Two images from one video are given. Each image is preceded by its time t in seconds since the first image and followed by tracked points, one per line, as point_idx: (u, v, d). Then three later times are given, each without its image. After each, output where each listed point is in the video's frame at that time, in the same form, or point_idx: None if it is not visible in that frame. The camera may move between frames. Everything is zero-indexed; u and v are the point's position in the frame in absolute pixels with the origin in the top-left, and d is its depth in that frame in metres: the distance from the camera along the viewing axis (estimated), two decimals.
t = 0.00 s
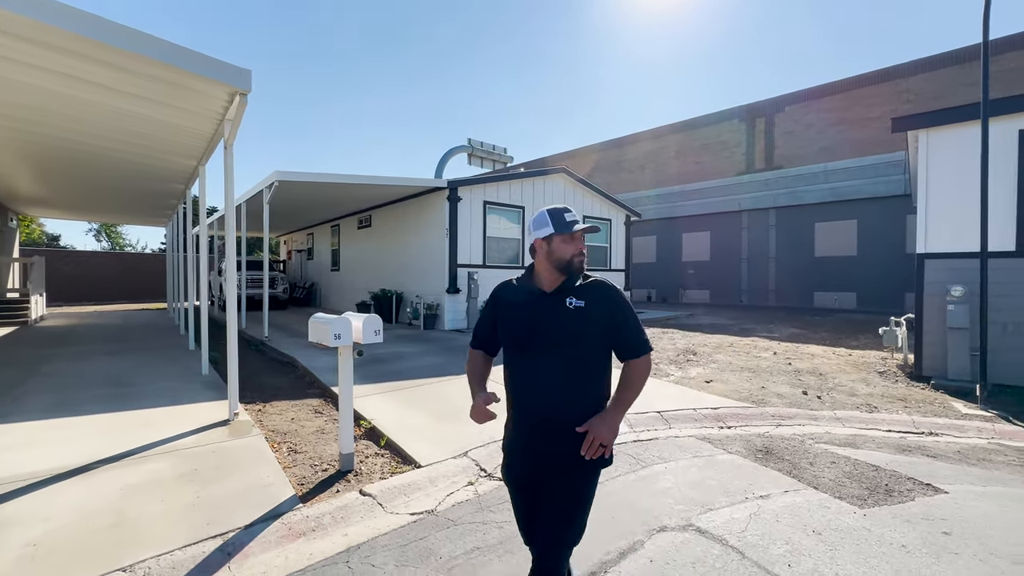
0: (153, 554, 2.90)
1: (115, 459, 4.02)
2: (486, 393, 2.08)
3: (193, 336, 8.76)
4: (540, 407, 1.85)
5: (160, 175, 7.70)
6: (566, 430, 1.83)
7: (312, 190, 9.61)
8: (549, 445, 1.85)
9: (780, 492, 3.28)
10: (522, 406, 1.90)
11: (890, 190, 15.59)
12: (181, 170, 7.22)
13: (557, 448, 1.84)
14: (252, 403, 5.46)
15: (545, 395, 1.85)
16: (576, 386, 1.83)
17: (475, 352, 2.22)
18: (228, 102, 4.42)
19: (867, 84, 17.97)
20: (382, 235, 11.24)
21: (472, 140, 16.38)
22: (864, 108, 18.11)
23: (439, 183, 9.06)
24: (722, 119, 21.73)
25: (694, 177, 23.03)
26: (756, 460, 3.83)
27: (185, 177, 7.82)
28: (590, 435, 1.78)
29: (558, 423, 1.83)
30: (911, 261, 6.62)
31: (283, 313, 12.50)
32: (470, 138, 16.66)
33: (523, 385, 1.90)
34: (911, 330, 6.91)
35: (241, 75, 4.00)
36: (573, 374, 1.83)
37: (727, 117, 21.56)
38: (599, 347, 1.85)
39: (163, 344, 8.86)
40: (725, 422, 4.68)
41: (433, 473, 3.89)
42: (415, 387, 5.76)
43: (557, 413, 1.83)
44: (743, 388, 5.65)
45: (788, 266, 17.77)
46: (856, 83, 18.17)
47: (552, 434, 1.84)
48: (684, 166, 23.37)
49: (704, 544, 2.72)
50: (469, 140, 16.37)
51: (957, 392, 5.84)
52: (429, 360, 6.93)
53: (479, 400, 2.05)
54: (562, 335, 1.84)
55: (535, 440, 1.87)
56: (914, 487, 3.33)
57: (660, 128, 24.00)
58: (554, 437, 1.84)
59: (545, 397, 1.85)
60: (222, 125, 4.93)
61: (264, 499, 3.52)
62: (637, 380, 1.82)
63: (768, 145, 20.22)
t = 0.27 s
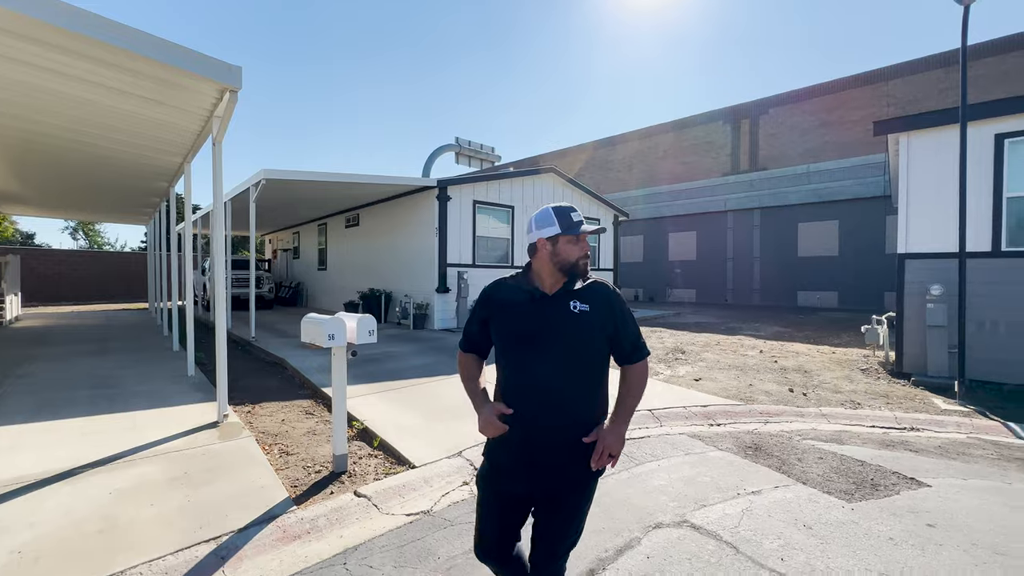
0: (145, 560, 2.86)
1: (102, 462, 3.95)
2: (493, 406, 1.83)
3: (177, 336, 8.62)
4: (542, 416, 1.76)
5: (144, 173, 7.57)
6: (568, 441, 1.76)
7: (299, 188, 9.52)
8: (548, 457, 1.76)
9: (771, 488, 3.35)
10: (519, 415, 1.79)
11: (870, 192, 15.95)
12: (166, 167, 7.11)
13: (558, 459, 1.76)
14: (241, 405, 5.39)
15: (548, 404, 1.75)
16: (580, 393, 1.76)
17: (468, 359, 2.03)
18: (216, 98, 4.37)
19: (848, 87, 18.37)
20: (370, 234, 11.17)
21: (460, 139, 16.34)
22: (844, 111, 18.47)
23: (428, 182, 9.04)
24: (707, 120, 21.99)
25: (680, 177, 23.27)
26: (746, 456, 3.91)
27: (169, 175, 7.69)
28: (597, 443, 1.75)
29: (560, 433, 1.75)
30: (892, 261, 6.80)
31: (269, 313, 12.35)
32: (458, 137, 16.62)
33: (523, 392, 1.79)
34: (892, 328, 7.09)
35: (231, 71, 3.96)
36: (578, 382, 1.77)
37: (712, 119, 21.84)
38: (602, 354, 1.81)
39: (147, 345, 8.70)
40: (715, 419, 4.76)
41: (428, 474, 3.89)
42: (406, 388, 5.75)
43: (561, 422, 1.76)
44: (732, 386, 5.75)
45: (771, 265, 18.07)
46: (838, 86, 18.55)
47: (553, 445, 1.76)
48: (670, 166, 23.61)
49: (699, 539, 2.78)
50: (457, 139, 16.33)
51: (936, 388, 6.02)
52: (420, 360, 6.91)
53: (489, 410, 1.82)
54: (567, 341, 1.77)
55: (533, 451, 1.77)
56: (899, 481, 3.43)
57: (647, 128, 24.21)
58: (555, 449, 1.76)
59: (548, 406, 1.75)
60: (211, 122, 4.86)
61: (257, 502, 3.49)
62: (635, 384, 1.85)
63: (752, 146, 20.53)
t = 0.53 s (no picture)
0: (126, 569, 2.78)
1: (76, 470, 3.83)
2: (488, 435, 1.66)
3: (150, 338, 8.39)
4: (554, 417, 1.69)
5: (115, 170, 7.35)
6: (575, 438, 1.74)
7: (277, 186, 9.36)
8: (558, 458, 1.71)
9: (753, 482, 3.45)
10: (529, 420, 1.68)
11: (840, 194, 16.47)
12: (139, 164, 6.91)
13: (567, 459, 1.72)
14: (221, 408, 5.29)
15: (560, 403, 1.70)
16: (583, 389, 1.76)
17: (452, 367, 1.70)
18: (195, 94, 4.28)
19: (819, 92, 18.93)
20: (350, 234, 11.05)
21: (440, 138, 16.25)
22: (816, 115, 19.08)
23: (411, 181, 8.99)
24: (685, 122, 22.37)
25: (658, 178, 23.60)
26: (728, 451, 4.01)
27: (142, 172, 7.48)
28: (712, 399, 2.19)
29: (568, 432, 1.72)
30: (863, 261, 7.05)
31: (246, 314, 12.10)
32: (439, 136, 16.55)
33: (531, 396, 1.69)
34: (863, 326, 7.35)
35: (211, 67, 3.88)
36: (583, 378, 1.77)
37: (689, 121, 22.23)
38: (597, 350, 1.86)
39: (118, 347, 8.45)
40: (697, 416, 4.87)
41: (416, 475, 3.89)
42: (390, 388, 5.72)
43: (570, 421, 1.73)
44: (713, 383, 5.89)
45: (747, 265, 18.47)
46: (809, 91, 19.10)
47: (562, 446, 1.72)
48: (649, 167, 23.93)
49: (687, 533, 2.85)
50: (438, 138, 16.25)
51: (904, 382, 6.26)
52: (404, 360, 6.88)
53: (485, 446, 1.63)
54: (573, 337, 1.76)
55: (543, 456, 1.69)
56: (873, 472, 3.58)
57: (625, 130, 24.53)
58: (565, 449, 1.72)
59: (561, 405, 1.70)
60: (188, 118, 4.76)
61: (242, 507, 3.43)
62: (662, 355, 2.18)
63: (728, 148, 20.98)
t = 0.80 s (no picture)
0: None
1: (31, 483, 3.65)
2: (476, 475, 1.68)
3: (108, 342, 8.06)
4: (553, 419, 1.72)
5: (70, 165, 7.03)
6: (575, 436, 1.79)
7: (245, 184, 9.13)
8: (560, 457, 1.75)
9: (724, 475, 3.58)
10: (529, 425, 1.70)
11: (802, 197, 17.09)
12: (96, 160, 6.64)
13: (567, 457, 1.77)
14: (187, 414, 5.14)
15: (558, 406, 1.72)
16: (581, 387, 1.80)
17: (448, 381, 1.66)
18: (159, 88, 4.15)
19: (782, 98, 19.61)
20: (321, 233, 10.86)
21: (413, 137, 16.10)
22: (779, 120, 19.78)
23: (384, 181, 8.91)
24: (655, 125, 22.80)
25: (629, 179, 23.97)
26: (700, 446, 4.14)
27: (99, 169, 7.18)
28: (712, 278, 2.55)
29: (568, 430, 1.76)
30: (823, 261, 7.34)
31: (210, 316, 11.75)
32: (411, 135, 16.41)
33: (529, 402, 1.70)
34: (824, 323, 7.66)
35: (177, 60, 3.78)
36: (578, 377, 1.80)
37: (659, 124, 22.66)
38: (589, 347, 1.90)
39: (73, 352, 8.08)
40: (670, 412, 5.00)
41: (393, 477, 3.87)
42: (365, 391, 5.67)
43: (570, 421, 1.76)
44: (685, 380, 6.05)
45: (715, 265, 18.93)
46: (773, 97, 19.76)
47: (563, 444, 1.76)
48: (620, 168, 24.29)
49: (662, 526, 2.94)
50: (410, 137, 16.09)
51: (863, 376, 6.56)
52: (378, 362, 6.83)
53: (477, 493, 1.64)
54: (566, 339, 1.78)
55: (546, 457, 1.73)
56: (834, 462, 3.75)
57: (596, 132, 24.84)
58: (565, 448, 1.76)
59: (559, 407, 1.73)
60: (151, 113, 4.61)
61: (214, 515, 3.35)
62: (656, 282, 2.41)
63: (697, 151, 21.51)
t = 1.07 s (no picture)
0: None
1: None
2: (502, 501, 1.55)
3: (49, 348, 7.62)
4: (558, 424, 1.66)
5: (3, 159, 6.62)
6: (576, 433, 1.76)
7: (198, 182, 8.80)
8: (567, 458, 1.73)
9: (683, 467, 3.71)
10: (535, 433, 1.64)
11: (757, 199, 17.76)
12: (33, 154, 6.27)
13: (575, 455, 1.74)
14: (136, 424, 4.93)
15: (560, 407, 1.68)
16: (577, 382, 1.75)
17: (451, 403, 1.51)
18: (103, 79, 3.98)
19: (738, 105, 20.32)
20: (280, 233, 10.60)
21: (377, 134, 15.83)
22: (736, 126, 20.50)
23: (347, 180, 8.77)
24: (618, 128, 23.21)
25: (593, 181, 24.32)
26: (660, 441, 4.27)
27: (36, 163, 6.78)
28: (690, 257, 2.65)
29: (568, 428, 1.70)
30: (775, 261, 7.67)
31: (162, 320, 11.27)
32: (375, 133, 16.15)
33: (533, 409, 1.64)
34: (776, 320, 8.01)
35: (123, 51, 3.64)
36: (574, 374, 1.74)
37: (622, 127, 23.09)
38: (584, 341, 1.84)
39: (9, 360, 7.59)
40: (632, 409, 5.14)
41: (357, 482, 3.84)
42: (327, 394, 5.60)
43: (571, 420, 1.72)
44: (646, 377, 6.21)
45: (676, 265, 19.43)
46: (730, 103, 20.46)
47: (568, 444, 1.72)
48: (584, 170, 24.61)
49: (623, 520, 3.03)
50: (375, 134, 15.80)
51: (811, 370, 6.90)
52: (341, 364, 6.73)
53: (507, 521, 1.52)
54: (561, 335, 1.73)
55: (554, 464, 1.68)
56: (784, 452, 3.95)
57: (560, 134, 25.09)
58: (572, 448, 1.72)
59: (561, 408, 1.68)
60: (94, 105, 4.41)
61: (166, 527, 3.21)
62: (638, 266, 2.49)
63: (658, 154, 22.05)
